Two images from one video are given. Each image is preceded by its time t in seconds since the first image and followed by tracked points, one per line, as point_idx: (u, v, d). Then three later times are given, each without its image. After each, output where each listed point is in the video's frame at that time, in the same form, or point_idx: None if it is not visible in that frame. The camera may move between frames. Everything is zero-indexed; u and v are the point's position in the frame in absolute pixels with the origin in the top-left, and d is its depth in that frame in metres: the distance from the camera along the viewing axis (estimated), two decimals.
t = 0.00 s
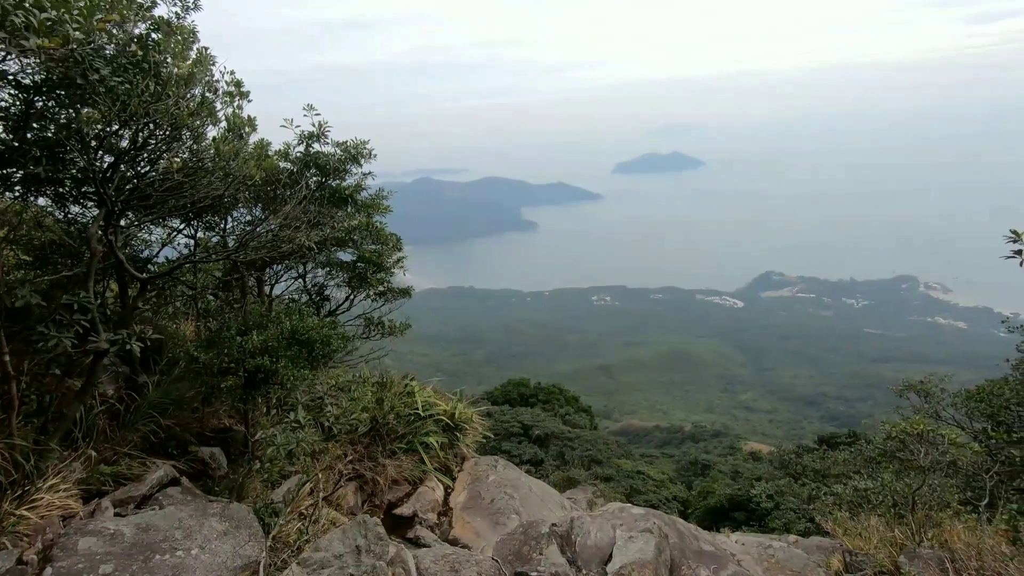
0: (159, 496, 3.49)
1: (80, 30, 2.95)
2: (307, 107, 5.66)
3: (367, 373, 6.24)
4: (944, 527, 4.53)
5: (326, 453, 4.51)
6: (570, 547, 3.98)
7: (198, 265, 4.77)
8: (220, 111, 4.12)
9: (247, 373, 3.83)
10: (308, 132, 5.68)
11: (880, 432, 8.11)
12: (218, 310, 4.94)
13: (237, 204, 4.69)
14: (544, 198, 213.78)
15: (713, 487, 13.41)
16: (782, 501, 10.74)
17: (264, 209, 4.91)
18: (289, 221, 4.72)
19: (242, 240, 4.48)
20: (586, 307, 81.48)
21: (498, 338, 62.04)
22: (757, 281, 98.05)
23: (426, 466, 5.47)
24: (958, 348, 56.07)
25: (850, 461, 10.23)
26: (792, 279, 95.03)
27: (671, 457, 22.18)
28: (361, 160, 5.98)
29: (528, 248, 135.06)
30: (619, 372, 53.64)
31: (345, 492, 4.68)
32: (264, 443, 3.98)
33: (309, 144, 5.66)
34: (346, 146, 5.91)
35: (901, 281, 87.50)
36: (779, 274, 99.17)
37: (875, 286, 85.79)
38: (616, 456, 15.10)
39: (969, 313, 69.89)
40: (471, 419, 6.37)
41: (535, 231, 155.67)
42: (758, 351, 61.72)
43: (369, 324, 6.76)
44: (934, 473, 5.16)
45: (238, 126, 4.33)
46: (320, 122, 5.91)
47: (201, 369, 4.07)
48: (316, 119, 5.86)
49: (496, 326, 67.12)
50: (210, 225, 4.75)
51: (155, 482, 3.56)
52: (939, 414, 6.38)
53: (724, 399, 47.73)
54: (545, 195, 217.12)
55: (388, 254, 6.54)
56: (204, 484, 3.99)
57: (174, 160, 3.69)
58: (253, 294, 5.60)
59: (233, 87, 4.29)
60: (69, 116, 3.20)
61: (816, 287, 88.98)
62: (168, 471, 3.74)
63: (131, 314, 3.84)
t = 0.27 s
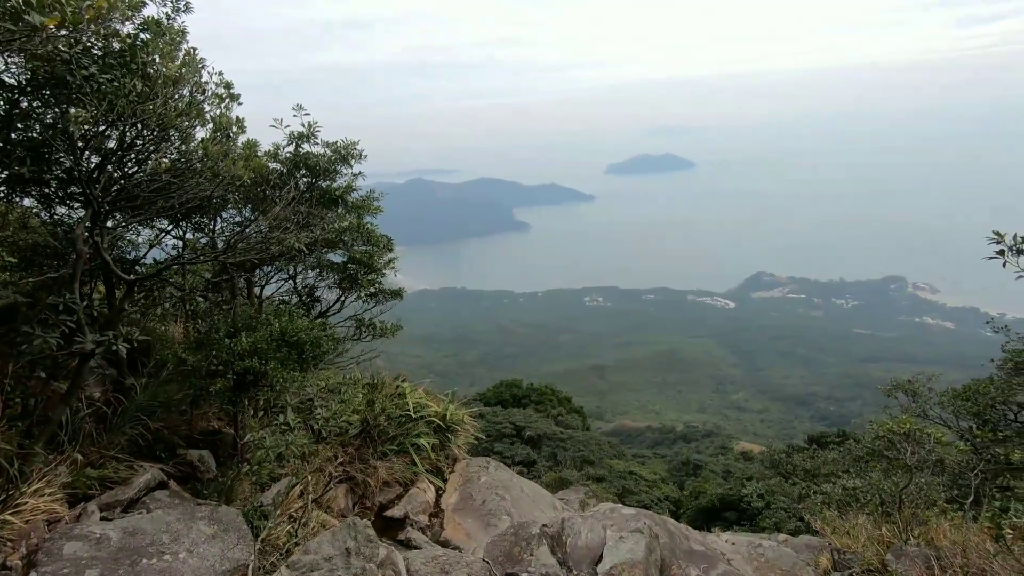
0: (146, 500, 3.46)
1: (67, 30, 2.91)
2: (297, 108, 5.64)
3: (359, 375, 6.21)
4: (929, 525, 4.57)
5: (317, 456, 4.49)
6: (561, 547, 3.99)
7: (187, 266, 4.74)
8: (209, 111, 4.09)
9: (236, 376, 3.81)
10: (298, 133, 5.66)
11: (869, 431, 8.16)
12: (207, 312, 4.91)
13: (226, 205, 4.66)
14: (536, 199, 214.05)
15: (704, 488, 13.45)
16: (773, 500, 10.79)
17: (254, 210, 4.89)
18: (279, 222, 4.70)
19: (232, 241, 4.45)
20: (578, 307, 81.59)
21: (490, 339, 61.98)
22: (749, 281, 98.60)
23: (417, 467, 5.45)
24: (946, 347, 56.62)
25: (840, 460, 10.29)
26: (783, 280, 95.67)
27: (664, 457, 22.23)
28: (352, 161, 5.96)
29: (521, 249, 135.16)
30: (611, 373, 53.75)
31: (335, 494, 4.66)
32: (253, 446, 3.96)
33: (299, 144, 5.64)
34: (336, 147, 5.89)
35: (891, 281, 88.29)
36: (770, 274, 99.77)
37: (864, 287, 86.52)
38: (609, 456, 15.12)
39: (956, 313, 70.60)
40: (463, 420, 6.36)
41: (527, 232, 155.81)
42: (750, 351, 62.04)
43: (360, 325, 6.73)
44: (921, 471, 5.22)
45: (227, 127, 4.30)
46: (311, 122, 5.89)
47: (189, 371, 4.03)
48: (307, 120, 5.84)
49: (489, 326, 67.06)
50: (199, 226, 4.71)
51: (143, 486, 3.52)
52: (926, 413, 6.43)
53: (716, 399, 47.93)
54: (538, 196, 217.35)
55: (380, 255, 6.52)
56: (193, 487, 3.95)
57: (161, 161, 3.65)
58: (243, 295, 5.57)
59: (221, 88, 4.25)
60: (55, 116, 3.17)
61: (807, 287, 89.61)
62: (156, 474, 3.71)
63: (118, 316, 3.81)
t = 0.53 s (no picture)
0: (132, 508, 3.42)
1: (50, 33, 2.95)
2: (287, 112, 5.61)
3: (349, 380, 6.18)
4: (916, 526, 4.62)
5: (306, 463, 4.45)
6: (552, 552, 3.98)
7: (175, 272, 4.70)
8: (196, 116, 4.07)
9: (223, 383, 3.77)
10: (288, 138, 5.64)
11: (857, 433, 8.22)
12: (195, 318, 4.87)
13: (215, 210, 4.63)
14: (527, 204, 214.42)
15: (695, 491, 13.48)
16: (763, 503, 10.84)
17: (243, 215, 4.86)
18: (268, 227, 4.67)
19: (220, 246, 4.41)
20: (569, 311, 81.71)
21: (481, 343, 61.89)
22: (738, 285, 99.22)
23: (408, 472, 5.42)
24: (933, 350, 57.21)
25: (829, 462, 10.36)
26: (772, 284, 96.34)
27: (655, 460, 22.30)
28: (341, 166, 5.94)
29: (512, 253, 135.23)
30: (602, 377, 53.83)
31: (325, 501, 4.63)
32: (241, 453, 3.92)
33: (288, 149, 5.62)
34: (326, 151, 5.87)
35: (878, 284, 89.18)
36: (759, 278, 100.44)
37: (852, 290, 87.30)
38: (601, 460, 15.13)
39: (943, 316, 71.38)
40: (454, 425, 6.34)
41: (518, 236, 155.96)
42: (739, 354, 62.38)
43: (350, 330, 6.70)
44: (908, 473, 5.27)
45: (215, 132, 4.27)
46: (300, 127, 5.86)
47: (176, 378, 4.00)
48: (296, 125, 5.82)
49: (480, 331, 67.00)
50: (187, 231, 4.68)
51: (129, 494, 3.48)
52: (912, 415, 6.49)
53: (706, 403, 48.13)
54: (529, 200, 217.74)
55: (370, 260, 6.48)
56: (180, 495, 3.91)
57: (148, 167, 3.63)
58: (231, 300, 5.53)
59: (209, 93, 4.23)
60: (41, 120, 3.17)
61: (796, 291, 90.30)
62: (143, 482, 3.67)
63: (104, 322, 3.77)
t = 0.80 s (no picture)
0: (120, 518, 3.37)
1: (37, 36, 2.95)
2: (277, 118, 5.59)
3: (340, 387, 6.13)
4: (906, 527, 4.65)
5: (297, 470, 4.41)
6: (545, 557, 3.97)
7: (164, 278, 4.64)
8: (186, 122, 4.04)
9: (213, 390, 3.74)
10: (278, 143, 5.62)
11: (847, 436, 8.28)
12: (185, 324, 4.83)
13: (205, 216, 4.59)
14: (519, 209, 214.84)
15: (688, 495, 13.51)
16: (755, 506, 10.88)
17: (233, 220, 4.83)
18: (259, 232, 4.64)
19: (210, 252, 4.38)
20: (561, 316, 81.80)
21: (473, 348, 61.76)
22: (729, 289, 99.87)
23: (400, 479, 5.38)
24: (921, 352, 57.79)
25: (819, 464, 10.42)
26: (762, 287, 97.02)
27: (647, 465, 22.33)
28: (333, 171, 5.92)
29: (503, 258, 135.32)
30: (594, 381, 53.88)
31: (317, 508, 4.60)
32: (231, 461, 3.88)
33: (279, 154, 5.60)
34: (316, 157, 5.86)
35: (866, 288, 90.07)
36: (749, 282, 101.15)
37: (841, 294, 88.12)
38: (593, 465, 15.13)
39: (930, 319, 72.18)
40: (446, 430, 6.31)
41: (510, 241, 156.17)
42: (730, 358, 62.69)
43: (341, 336, 6.67)
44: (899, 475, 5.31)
45: (204, 137, 4.24)
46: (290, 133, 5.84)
47: (166, 386, 3.96)
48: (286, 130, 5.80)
49: (472, 336, 66.89)
50: (177, 237, 4.64)
51: (117, 503, 3.44)
52: (901, 417, 6.54)
53: (698, 406, 48.29)
54: (520, 206, 218.23)
55: (361, 265, 6.45)
56: (169, 504, 3.85)
57: (137, 171, 3.60)
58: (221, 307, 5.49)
59: (199, 97, 4.20)
60: (27, 125, 3.14)
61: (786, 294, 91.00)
62: (131, 491, 3.62)
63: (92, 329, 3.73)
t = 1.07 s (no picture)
0: (111, 528, 3.34)
1: (28, 44, 2.95)
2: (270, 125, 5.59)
3: (334, 394, 6.10)
4: (900, 530, 4.68)
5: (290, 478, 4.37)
6: (541, 564, 3.96)
7: (156, 286, 4.61)
8: (178, 130, 4.03)
9: (206, 399, 3.71)
10: (271, 150, 5.61)
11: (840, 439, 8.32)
12: (177, 332, 4.79)
13: (197, 224, 4.57)
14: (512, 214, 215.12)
15: (683, 499, 13.51)
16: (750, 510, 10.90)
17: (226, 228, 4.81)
18: (251, 240, 4.63)
19: (203, 260, 4.36)
20: (555, 321, 81.85)
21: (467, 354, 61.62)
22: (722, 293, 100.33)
23: (395, 486, 5.35)
24: (912, 355, 58.21)
25: (813, 467, 10.46)
26: (755, 291, 97.52)
27: (642, 469, 22.34)
28: (326, 178, 5.93)
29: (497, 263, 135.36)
30: (588, 386, 53.89)
31: (310, 517, 4.56)
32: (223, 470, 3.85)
33: (272, 162, 5.59)
34: (310, 164, 5.86)
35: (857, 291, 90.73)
36: (742, 286, 101.67)
37: (833, 297, 88.70)
38: (588, 470, 15.12)
39: (921, 322, 72.77)
40: (441, 437, 6.28)
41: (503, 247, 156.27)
42: (724, 362, 62.90)
43: (335, 343, 6.65)
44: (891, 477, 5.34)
45: (196, 145, 4.22)
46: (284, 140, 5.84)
47: (158, 394, 3.93)
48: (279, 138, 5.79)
49: (465, 342, 66.76)
50: (169, 245, 4.62)
51: (108, 514, 3.40)
52: (893, 420, 6.58)
53: (692, 410, 48.38)
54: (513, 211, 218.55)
55: (355, 272, 6.44)
56: (160, 514, 3.81)
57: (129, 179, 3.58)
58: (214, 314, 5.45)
59: (191, 105, 4.20)
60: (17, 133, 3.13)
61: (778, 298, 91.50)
62: (122, 501, 3.59)
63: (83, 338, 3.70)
